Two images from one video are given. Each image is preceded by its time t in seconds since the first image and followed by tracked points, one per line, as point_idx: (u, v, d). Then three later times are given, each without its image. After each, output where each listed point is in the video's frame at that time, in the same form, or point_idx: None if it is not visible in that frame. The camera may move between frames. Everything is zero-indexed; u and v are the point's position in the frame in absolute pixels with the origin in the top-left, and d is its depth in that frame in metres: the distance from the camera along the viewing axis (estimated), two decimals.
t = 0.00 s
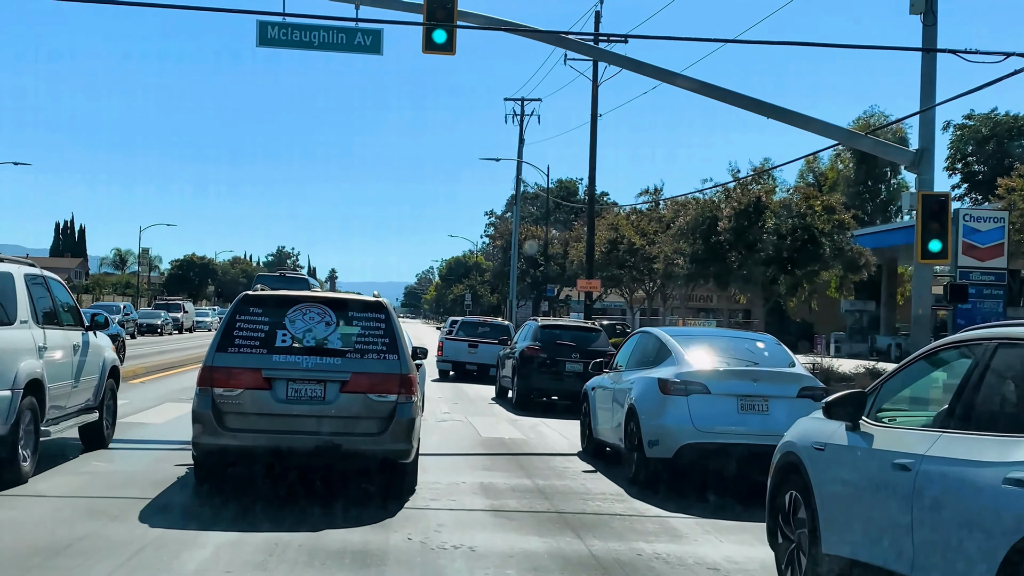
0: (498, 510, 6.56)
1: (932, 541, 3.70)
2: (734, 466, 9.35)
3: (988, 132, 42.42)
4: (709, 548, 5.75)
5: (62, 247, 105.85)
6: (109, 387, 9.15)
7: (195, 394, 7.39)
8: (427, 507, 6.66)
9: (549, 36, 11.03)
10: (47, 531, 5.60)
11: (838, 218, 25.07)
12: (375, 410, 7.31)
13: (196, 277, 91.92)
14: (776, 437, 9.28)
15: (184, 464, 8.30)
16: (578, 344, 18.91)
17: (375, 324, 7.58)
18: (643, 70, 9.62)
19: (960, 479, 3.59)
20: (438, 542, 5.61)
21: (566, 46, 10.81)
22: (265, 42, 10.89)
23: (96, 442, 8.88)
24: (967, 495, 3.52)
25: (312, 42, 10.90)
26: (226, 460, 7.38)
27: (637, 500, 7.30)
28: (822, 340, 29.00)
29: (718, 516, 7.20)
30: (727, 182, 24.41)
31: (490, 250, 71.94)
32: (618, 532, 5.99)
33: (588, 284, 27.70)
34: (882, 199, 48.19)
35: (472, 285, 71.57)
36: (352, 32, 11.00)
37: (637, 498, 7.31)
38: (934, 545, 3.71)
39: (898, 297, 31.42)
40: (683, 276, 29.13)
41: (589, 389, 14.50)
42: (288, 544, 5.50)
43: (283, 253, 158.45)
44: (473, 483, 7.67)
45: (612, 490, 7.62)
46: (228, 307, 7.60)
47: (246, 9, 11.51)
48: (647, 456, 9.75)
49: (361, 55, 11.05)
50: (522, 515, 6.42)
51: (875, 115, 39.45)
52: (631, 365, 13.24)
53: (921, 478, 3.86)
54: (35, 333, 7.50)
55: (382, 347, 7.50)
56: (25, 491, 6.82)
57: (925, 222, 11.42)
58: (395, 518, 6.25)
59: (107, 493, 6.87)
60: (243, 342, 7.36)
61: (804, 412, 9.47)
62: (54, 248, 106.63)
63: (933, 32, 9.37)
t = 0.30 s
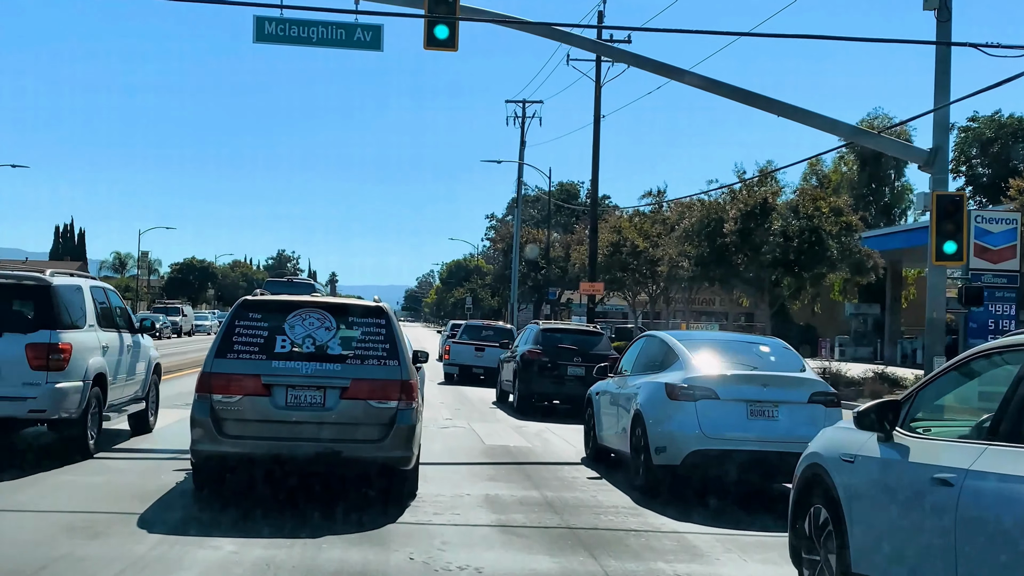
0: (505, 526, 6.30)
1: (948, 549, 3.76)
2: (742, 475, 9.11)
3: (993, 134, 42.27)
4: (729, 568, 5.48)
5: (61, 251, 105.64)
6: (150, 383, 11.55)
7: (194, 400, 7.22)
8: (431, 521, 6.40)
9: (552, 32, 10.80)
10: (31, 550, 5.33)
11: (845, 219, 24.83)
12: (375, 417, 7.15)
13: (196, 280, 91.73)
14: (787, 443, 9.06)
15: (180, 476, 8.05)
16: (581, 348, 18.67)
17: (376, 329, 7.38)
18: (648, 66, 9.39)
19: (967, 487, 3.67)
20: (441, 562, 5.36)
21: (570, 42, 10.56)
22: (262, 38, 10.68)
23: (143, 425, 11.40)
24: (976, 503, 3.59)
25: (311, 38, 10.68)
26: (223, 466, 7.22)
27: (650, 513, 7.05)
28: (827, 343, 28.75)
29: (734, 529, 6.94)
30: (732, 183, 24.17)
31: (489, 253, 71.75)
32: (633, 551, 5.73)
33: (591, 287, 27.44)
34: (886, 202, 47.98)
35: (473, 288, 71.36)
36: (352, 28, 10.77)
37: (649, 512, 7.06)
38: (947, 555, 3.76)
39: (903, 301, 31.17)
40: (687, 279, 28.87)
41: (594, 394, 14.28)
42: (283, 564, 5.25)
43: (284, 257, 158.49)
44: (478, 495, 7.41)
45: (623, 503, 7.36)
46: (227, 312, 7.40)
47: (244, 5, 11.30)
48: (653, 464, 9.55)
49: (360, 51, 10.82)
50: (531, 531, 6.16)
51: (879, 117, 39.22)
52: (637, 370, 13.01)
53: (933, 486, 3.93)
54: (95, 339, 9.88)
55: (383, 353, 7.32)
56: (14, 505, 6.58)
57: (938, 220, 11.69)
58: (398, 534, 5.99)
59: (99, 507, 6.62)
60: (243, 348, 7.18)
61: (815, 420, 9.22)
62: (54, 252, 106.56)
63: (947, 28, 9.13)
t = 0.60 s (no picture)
0: (512, 538, 6.05)
1: (956, 550, 4.14)
2: (748, 477, 8.94)
3: (997, 132, 42.07)
4: None
5: (60, 251, 105.39)
6: (186, 376, 13.25)
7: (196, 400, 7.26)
8: (434, 533, 6.15)
9: (556, 23, 10.56)
10: (14, 564, 5.08)
11: (851, 216, 24.66)
12: (376, 416, 7.20)
13: (196, 279, 91.47)
14: (794, 447, 8.87)
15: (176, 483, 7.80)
16: (581, 348, 18.41)
17: (378, 329, 7.41)
18: (655, 58, 9.16)
19: (969, 492, 4.10)
20: None
21: (575, 33, 10.31)
22: (258, 29, 10.45)
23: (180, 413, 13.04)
24: (977, 506, 4.00)
25: (309, 29, 10.45)
26: (224, 465, 7.26)
27: (665, 523, 6.79)
28: (831, 343, 28.51)
29: (750, 538, 6.69)
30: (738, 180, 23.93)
31: (490, 252, 71.49)
32: (647, 566, 5.48)
33: (594, 286, 27.19)
34: (889, 200, 47.72)
35: (473, 288, 71.08)
36: (350, 19, 10.53)
37: (663, 521, 6.81)
38: (957, 558, 4.12)
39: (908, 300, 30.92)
40: (692, 278, 28.67)
41: (597, 394, 14.05)
42: None
43: (284, 256, 158.31)
44: (483, 503, 7.14)
45: (635, 512, 7.11)
46: (229, 312, 7.41)
47: None
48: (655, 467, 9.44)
49: (359, 42, 10.59)
50: (540, 544, 5.91)
51: (883, 115, 38.98)
52: (641, 370, 12.80)
53: (945, 492, 4.28)
54: (146, 335, 11.42)
55: (385, 353, 7.36)
56: (4, 514, 6.34)
57: (954, 217, 11.69)
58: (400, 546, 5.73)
59: (92, 514, 6.37)
60: (244, 349, 7.20)
61: (826, 421, 9.00)
62: (54, 251, 106.34)
63: (963, 18, 8.90)
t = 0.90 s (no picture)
0: (521, 551, 5.80)
1: (954, 544, 4.38)
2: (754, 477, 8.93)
3: (1002, 127, 41.79)
4: None
5: (59, 247, 105.13)
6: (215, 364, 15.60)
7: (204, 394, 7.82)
8: (438, 544, 5.90)
9: (561, 11, 10.32)
10: None
11: (859, 211, 24.50)
12: (376, 410, 7.77)
13: (195, 276, 91.11)
14: (801, 443, 8.83)
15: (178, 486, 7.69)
16: (581, 345, 18.17)
17: (378, 326, 8.01)
18: (666, 48, 8.90)
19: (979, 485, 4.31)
20: None
21: (584, 23, 10.03)
22: (254, 17, 10.21)
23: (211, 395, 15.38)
24: (978, 500, 4.25)
25: (305, 17, 10.22)
26: (230, 457, 7.81)
27: (681, 534, 6.54)
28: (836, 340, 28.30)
29: (767, 549, 6.42)
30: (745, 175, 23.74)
31: (490, 249, 71.10)
32: None
33: (597, 283, 26.90)
34: (893, 196, 47.43)
35: (473, 285, 70.67)
36: (349, 7, 10.31)
37: (680, 532, 6.55)
38: (953, 551, 4.40)
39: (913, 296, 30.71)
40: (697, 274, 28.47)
41: (599, 393, 13.85)
42: None
43: (283, 254, 157.92)
44: (489, 511, 6.87)
45: (650, 522, 6.86)
46: (236, 310, 8.01)
47: None
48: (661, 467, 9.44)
49: (358, 30, 10.37)
50: (551, 558, 5.66)
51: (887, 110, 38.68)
52: (644, 367, 12.65)
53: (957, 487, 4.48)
54: (183, 332, 13.92)
55: (385, 350, 7.95)
56: None
57: (971, 212, 11.53)
58: (401, 560, 5.47)
59: (85, 523, 6.13)
60: (251, 345, 7.78)
61: (833, 420, 9.02)
62: (53, 249, 106.05)
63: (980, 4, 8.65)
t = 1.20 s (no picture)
0: (532, 563, 5.55)
1: (954, 540, 4.55)
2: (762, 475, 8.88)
3: (1008, 122, 41.55)
4: None
5: (58, 243, 104.99)
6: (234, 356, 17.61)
7: (214, 387, 8.34)
8: (445, 556, 5.61)
9: None
10: None
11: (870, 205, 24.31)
12: (378, 401, 8.29)
13: (195, 272, 90.90)
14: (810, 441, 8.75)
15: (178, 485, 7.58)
16: (581, 341, 18.01)
17: (379, 320, 8.54)
18: (674, 35, 8.66)
19: (986, 480, 4.43)
20: None
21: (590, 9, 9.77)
22: (251, 3, 9.96)
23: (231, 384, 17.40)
24: (977, 500, 4.43)
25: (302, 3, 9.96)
26: (238, 446, 8.32)
27: (701, 545, 6.27)
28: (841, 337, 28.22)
29: (788, 558, 6.15)
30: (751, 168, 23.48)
31: (491, 245, 70.83)
32: None
33: (600, 278, 26.65)
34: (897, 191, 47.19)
35: (473, 281, 70.37)
36: None
37: (700, 542, 6.29)
38: (955, 546, 4.53)
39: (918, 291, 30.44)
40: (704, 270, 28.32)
41: (601, 389, 13.68)
42: None
43: (283, 250, 158.00)
44: (497, 518, 6.61)
45: (667, 531, 6.59)
46: (243, 307, 8.54)
47: None
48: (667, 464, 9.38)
49: (358, 17, 10.11)
50: (563, 571, 5.39)
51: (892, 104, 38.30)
52: (648, 364, 12.49)
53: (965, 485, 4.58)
54: (214, 326, 16.00)
55: (386, 344, 8.49)
56: None
57: (989, 203, 11.32)
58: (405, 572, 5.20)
59: (76, 530, 5.88)
60: (258, 339, 8.32)
61: (843, 417, 8.95)
62: (53, 245, 105.87)
63: None
